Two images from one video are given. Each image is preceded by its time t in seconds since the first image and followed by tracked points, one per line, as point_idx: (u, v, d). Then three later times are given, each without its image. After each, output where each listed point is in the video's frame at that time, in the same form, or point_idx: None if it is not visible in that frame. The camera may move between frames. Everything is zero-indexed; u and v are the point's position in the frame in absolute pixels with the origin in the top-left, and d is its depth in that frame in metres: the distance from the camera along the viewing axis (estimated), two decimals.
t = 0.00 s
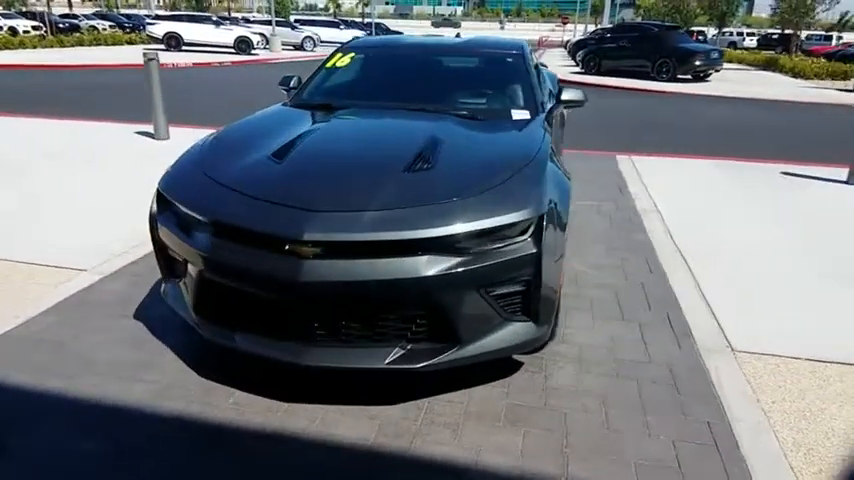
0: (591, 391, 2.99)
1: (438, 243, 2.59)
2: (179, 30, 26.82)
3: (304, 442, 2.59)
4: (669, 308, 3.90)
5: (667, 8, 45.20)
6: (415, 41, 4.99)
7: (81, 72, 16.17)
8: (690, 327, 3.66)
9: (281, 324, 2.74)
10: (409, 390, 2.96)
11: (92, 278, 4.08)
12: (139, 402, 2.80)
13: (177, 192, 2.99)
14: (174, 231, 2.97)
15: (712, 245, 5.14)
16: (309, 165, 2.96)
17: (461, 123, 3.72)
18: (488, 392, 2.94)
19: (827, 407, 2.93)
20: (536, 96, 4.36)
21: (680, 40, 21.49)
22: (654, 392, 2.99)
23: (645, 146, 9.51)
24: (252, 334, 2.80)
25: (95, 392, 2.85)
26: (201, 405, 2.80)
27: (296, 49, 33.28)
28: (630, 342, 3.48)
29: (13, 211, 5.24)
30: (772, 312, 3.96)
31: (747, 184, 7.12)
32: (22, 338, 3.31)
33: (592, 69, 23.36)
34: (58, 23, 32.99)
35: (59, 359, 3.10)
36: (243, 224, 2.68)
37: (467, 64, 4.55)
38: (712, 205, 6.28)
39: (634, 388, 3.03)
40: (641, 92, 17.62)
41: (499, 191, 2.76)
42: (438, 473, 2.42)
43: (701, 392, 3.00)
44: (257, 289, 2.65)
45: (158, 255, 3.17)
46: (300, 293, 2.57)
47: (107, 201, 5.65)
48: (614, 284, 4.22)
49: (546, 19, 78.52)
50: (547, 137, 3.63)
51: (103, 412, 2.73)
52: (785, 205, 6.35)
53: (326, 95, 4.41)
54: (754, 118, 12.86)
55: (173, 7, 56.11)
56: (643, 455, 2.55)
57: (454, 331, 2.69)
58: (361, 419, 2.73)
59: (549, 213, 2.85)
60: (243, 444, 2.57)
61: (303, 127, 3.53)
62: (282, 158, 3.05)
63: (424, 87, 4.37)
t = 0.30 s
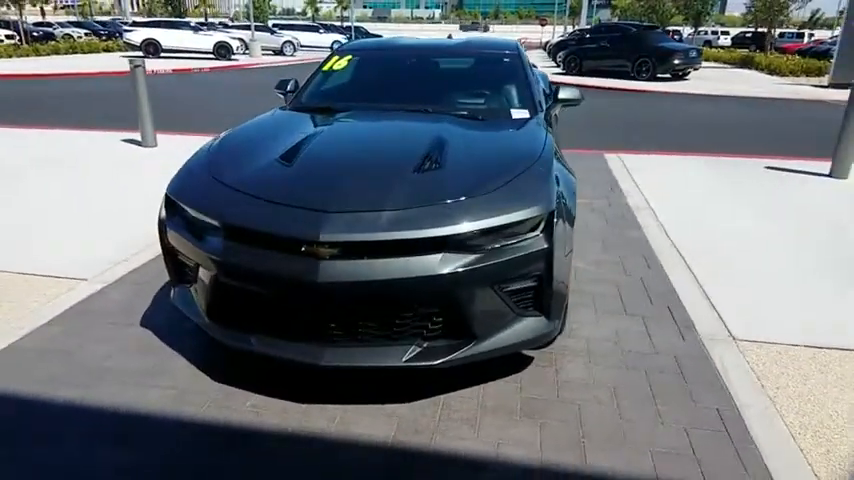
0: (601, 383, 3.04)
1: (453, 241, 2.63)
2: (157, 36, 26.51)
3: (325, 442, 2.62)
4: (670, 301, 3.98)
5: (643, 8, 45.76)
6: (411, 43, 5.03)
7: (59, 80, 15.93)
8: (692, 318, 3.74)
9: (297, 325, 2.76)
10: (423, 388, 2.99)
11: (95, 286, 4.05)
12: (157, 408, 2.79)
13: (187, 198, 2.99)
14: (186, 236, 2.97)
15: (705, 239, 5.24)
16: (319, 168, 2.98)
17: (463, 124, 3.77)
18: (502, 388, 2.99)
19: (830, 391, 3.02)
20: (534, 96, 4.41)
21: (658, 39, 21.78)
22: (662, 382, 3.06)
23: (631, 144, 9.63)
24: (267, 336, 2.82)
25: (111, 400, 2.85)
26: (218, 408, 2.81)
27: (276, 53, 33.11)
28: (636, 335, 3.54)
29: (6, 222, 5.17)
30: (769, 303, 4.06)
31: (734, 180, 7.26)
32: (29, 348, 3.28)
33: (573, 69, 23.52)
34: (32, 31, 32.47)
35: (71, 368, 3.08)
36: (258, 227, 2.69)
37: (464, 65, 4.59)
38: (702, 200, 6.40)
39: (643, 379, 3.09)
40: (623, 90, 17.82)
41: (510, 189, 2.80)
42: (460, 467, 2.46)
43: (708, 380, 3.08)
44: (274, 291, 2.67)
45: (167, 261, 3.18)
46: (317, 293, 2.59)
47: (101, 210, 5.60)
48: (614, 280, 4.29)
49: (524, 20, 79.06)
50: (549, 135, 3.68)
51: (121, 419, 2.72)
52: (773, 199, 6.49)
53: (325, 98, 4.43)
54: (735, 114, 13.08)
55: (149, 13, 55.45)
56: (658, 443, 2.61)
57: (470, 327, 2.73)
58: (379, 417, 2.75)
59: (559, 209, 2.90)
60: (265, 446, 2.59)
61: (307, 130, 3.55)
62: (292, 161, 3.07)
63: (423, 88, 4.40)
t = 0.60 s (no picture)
0: (606, 373, 3.13)
1: (463, 238, 2.68)
2: (133, 38, 26.12)
3: (341, 436, 2.66)
4: (665, 291, 4.09)
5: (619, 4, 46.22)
6: (404, 43, 5.08)
7: (35, 84, 15.65)
8: (688, 309, 3.85)
9: (310, 324, 2.80)
10: (433, 382, 3.04)
11: (95, 290, 4.04)
12: (171, 409, 2.81)
13: (196, 201, 3.01)
14: (196, 238, 3.00)
15: (695, 231, 5.38)
16: (327, 168, 3.01)
17: (462, 122, 3.83)
18: (510, 380, 3.05)
19: (824, 376, 3.14)
20: (529, 93, 4.49)
21: (636, 35, 22.05)
22: (664, 370, 3.15)
23: (615, 139, 9.78)
24: (280, 335, 2.85)
25: (125, 402, 2.86)
26: (233, 408, 2.83)
27: (254, 53, 32.84)
28: (635, 325, 3.64)
29: None
30: (760, 291, 4.19)
31: (718, 173, 7.44)
32: (35, 352, 3.27)
33: (553, 65, 23.77)
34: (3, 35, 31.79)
35: (81, 371, 3.08)
36: (270, 228, 2.72)
37: (458, 64, 4.65)
38: (688, 194, 6.55)
39: (645, 368, 3.18)
40: (603, 86, 18.01)
41: (516, 186, 2.86)
42: (477, 457, 2.51)
43: (708, 368, 3.18)
44: (286, 291, 2.70)
45: (175, 262, 3.20)
46: (331, 292, 2.63)
47: (93, 215, 5.56)
48: (610, 272, 4.39)
49: (501, 17, 79.38)
50: (548, 131, 3.75)
51: (137, 421, 2.73)
52: (756, 191, 6.67)
53: (322, 99, 4.46)
54: (714, 108, 13.33)
55: (123, 15, 54.67)
56: (665, 428, 2.70)
57: (480, 322, 2.79)
58: (393, 411, 2.80)
59: (563, 204, 2.97)
60: (283, 442, 2.62)
61: (309, 131, 3.58)
62: (298, 162, 3.10)
63: (419, 88, 4.45)
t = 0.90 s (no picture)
0: (614, 369, 3.16)
1: (477, 238, 2.68)
2: (106, 39, 25.55)
3: (358, 440, 2.65)
4: (663, 287, 4.15)
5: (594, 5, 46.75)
6: (398, 43, 5.07)
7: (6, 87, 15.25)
8: (687, 303, 3.91)
9: (322, 327, 2.78)
10: (444, 383, 3.04)
11: (91, 297, 3.96)
12: (184, 418, 2.77)
13: (202, 203, 2.96)
14: (201, 242, 2.94)
15: (685, 227, 5.47)
16: (335, 169, 2.99)
17: (464, 122, 3.83)
18: (521, 379, 3.07)
19: (824, 365, 3.21)
20: (526, 93, 4.51)
21: (613, 35, 22.33)
22: (670, 364, 3.19)
23: (599, 138, 9.90)
24: (291, 338, 2.83)
25: (135, 412, 2.81)
26: (247, 414, 2.80)
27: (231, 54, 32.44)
28: (638, 320, 3.68)
29: None
30: (755, 284, 4.28)
31: (701, 170, 7.58)
32: (36, 363, 3.19)
33: (531, 66, 23.95)
34: None
35: (86, 382, 3.02)
36: (282, 231, 2.68)
37: (454, 64, 4.66)
38: (676, 191, 6.65)
39: (651, 362, 3.22)
40: (582, 86, 18.20)
41: (526, 186, 2.87)
42: (497, 457, 2.52)
43: (713, 361, 3.23)
44: (299, 294, 2.68)
45: (178, 266, 3.14)
46: (346, 293, 2.61)
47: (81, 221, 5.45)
48: (608, 269, 4.44)
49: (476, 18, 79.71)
50: (549, 130, 3.77)
51: (149, 431, 2.69)
52: (740, 187, 6.81)
53: (318, 99, 4.44)
54: (692, 107, 13.56)
55: (94, 15, 53.58)
56: (677, 422, 2.74)
57: (493, 322, 2.80)
58: (409, 414, 2.80)
59: (572, 203, 2.99)
60: (300, 447, 2.61)
61: (311, 132, 3.55)
62: (305, 163, 3.07)
63: (416, 88, 4.45)
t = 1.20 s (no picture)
0: (626, 365, 3.15)
1: (494, 236, 2.63)
2: (65, 37, 24.64)
3: (377, 447, 2.57)
4: (662, 281, 4.17)
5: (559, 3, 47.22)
6: (388, 39, 4.98)
7: None
8: (687, 296, 3.93)
9: (335, 332, 2.69)
10: (458, 385, 2.98)
11: (78, 305, 3.78)
12: (192, 430, 2.65)
13: (203, 205, 2.83)
14: (202, 246, 2.81)
15: (674, 220, 5.52)
16: (341, 167, 2.89)
17: (464, 119, 3.77)
18: (534, 378, 3.03)
19: (829, 355, 3.26)
20: (521, 89, 4.47)
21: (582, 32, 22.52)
22: (680, 359, 3.20)
23: (578, 134, 9.96)
24: (302, 344, 2.73)
25: (138, 425, 2.67)
26: (257, 424, 2.70)
27: (195, 52, 31.70)
28: (641, 315, 3.68)
29: None
30: (750, 275, 4.33)
31: (681, 164, 7.69)
32: (25, 375, 3.02)
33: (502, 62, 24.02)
34: None
35: (83, 395, 2.86)
36: (293, 231, 2.57)
37: (448, 60, 4.59)
38: (659, 185, 6.72)
39: (661, 357, 3.22)
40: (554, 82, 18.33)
41: (539, 183, 2.83)
42: (522, 459, 2.48)
43: (722, 354, 3.25)
44: (311, 298, 2.58)
45: (178, 271, 3.00)
46: (361, 296, 2.53)
47: (57, 226, 5.21)
48: (605, 264, 4.45)
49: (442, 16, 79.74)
50: (550, 125, 3.74)
51: (157, 445, 2.56)
52: (721, 180, 6.92)
53: (311, 97, 4.33)
54: (663, 102, 13.76)
55: (49, 13, 51.84)
56: (696, 417, 2.73)
57: (510, 321, 2.75)
58: (426, 418, 2.74)
59: (584, 199, 2.96)
60: (318, 457, 2.51)
61: (310, 131, 3.45)
62: (310, 162, 2.97)
63: (409, 85, 4.38)
